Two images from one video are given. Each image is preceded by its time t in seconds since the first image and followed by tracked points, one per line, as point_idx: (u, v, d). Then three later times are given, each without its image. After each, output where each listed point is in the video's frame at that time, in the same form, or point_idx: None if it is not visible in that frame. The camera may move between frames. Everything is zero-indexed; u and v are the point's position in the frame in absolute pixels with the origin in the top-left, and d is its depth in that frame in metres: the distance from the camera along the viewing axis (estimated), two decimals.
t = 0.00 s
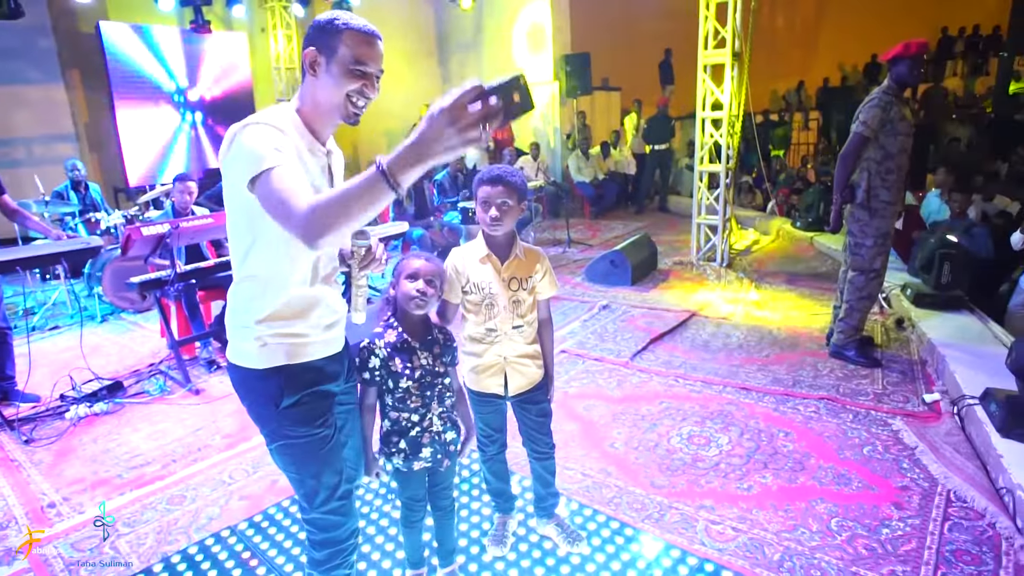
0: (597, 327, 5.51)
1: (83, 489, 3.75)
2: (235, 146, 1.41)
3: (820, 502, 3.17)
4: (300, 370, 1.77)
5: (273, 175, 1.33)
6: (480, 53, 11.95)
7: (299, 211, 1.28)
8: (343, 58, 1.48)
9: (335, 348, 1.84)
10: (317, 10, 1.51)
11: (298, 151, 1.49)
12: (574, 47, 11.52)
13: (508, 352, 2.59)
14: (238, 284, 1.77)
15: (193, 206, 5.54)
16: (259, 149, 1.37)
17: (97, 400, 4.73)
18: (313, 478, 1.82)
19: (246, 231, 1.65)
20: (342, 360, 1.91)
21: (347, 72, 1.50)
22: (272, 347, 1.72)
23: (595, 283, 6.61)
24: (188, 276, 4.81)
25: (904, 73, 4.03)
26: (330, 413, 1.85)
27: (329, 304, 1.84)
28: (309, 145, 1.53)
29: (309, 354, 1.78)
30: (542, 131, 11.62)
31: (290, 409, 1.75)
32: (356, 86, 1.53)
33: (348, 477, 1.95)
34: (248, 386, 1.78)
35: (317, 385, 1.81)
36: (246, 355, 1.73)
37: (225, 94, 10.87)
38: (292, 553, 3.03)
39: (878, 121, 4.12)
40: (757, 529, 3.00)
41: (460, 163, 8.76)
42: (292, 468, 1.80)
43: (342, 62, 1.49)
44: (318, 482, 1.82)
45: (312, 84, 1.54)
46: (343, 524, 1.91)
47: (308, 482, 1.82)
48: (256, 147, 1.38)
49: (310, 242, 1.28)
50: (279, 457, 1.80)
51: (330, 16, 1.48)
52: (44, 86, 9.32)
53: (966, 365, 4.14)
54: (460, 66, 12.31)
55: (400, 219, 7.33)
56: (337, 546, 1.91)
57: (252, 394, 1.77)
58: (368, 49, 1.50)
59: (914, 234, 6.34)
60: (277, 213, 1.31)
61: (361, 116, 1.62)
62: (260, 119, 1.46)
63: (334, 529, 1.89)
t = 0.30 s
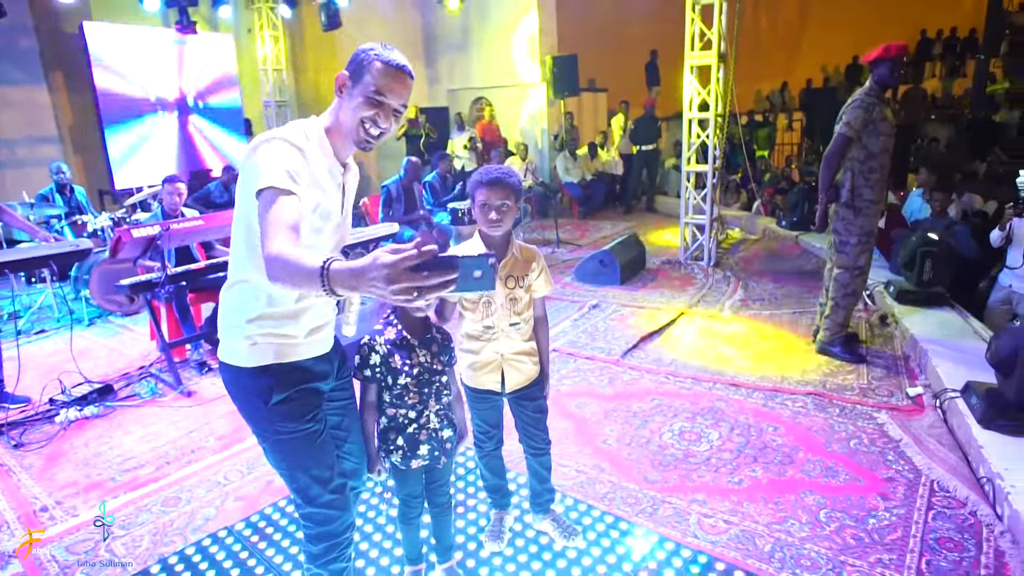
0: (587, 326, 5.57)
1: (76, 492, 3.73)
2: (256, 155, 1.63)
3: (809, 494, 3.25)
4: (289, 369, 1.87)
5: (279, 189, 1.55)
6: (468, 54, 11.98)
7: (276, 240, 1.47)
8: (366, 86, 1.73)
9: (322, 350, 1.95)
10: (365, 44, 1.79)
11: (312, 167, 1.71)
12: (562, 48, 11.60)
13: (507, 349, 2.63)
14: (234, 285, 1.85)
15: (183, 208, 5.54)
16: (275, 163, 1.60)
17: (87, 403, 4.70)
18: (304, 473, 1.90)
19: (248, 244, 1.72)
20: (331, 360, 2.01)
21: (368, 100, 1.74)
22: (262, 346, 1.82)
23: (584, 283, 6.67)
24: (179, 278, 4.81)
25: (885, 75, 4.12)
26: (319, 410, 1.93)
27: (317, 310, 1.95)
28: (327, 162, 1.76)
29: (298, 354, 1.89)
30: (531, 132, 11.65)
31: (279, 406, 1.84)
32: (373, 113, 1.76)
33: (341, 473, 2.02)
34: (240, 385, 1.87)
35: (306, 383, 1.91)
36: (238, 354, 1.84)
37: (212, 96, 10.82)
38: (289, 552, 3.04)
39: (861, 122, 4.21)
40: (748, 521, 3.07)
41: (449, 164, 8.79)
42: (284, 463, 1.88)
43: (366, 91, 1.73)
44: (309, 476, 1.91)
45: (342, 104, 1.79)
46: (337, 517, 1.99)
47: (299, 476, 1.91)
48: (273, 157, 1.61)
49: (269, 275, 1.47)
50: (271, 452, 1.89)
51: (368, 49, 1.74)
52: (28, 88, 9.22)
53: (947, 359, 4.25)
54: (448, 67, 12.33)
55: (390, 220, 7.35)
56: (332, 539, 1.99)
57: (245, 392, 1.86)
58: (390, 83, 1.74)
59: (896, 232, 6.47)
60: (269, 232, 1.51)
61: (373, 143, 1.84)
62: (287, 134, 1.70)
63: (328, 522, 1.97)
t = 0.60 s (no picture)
0: (578, 325, 5.61)
1: (68, 496, 3.70)
2: (265, 152, 1.70)
3: (799, 488, 3.30)
4: (285, 368, 1.90)
5: (276, 183, 1.60)
6: (457, 54, 11.99)
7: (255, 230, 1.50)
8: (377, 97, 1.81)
9: (318, 350, 1.97)
10: (382, 62, 1.89)
11: (317, 172, 1.76)
12: (550, 49, 11.65)
13: (503, 348, 2.67)
14: (234, 282, 1.87)
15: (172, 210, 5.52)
16: (279, 161, 1.66)
17: (77, 406, 4.67)
18: (297, 471, 1.93)
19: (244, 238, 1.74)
20: (327, 361, 2.04)
21: (377, 111, 1.82)
22: (258, 345, 1.84)
23: (575, 282, 6.71)
24: (170, 280, 4.79)
25: (872, 77, 4.19)
26: (313, 409, 1.96)
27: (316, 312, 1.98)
28: (334, 168, 1.81)
29: (296, 353, 1.91)
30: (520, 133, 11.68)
31: (273, 404, 1.87)
32: (379, 124, 1.83)
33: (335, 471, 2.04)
34: (235, 384, 1.90)
35: (301, 381, 1.93)
36: (233, 351, 1.86)
37: (200, 97, 10.77)
38: (287, 553, 3.05)
39: (847, 124, 4.28)
40: (740, 515, 3.12)
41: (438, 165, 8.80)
42: (278, 460, 1.92)
43: (377, 103, 1.82)
44: (301, 474, 1.94)
45: (352, 114, 1.87)
46: (329, 516, 2.01)
47: (293, 474, 1.93)
48: (278, 155, 1.68)
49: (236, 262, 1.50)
50: (265, 450, 1.92)
51: (385, 65, 1.85)
52: (15, 87, 9.05)
53: (931, 355, 4.33)
54: (436, 68, 12.34)
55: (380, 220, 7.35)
56: (325, 536, 2.02)
57: (240, 390, 1.89)
58: (399, 98, 1.82)
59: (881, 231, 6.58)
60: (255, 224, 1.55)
61: (379, 155, 1.90)
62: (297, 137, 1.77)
63: (320, 520, 2.00)
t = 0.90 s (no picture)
0: (570, 324, 5.65)
1: (59, 498, 3.67)
2: (260, 146, 1.72)
3: (791, 482, 3.35)
4: (285, 365, 1.90)
5: (268, 177, 1.62)
6: (447, 54, 11.99)
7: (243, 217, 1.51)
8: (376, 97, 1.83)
9: (317, 347, 1.98)
10: (383, 64, 1.91)
11: (312, 168, 1.77)
12: (540, 50, 11.69)
13: (499, 345, 2.69)
14: (232, 280, 1.87)
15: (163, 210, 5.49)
16: (273, 155, 1.68)
17: (67, 408, 4.63)
18: (296, 468, 1.94)
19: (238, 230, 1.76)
20: (326, 359, 2.05)
21: (373, 112, 1.83)
22: (256, 342, 1.85)
23: (566, 282, 6.74)
24: (161, 280, 4.76)
25: (860, 78, 4.26)
26: (313, 406, 1.97)
27: (313, 309, 1.98)
28: (329, 166, 1.83)
29: (295, 350, 1.92)
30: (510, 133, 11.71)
31: (272, 402, 1.88)
32: (375, 124, 1.84)
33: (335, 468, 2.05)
34: (234, 382, 1.90)
35: (300, 379, 1.94)
36: (231, 349, 1.86)
37: (188, 97, 10.71)
38: (282, 552, 3.04)
39: (835, 124, 4.34)
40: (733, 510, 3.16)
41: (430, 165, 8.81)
42: (277, 458, 1.93)
43: (374, 104, 1.83)
44: (302, 471, 1.94)
45: (350, 113, 1.89)
46: (329, 513, 2.02)
47: (293, 472, 1.94)
48: (273, 150, 1.70)
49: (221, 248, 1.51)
50: (265, 447, 1.93)
51: (385, 67, 1.87)
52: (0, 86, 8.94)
53: (918, 351, 4.40)
54: (427, 68, 12.33)
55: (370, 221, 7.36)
56: (325, 534, 2.03)
57: (239, 388, 1.89)
58: (397, 99, 1.83)
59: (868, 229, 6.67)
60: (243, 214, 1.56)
61: (375, 154, 1.91)
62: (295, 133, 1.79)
63: (320, 518, 2.01)
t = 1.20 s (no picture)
0: (570, 321, 5.67)
1: (61, 496, 3.66)
2: (261, 139, 1.72)
3: (793, 476, 3.36)
4: (291, 360, 1.90)
5: (268, 170, 1.62)
6: (445, 53, 11.99)
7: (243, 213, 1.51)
8: (378, 92, 1.83)
9: (322, 341, 1.98)
10: (385, 58, 1.91)
11: (313, 162, 1.77)
12: (538, 48, 11.70)
13: (503, 340, 2.69)
14: (236, 275, 1.88)
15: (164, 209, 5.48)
16: (273, 148, 1.68)
17: (68, 407, 4.63)
18: (304, 462, 1.94)
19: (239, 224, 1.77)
20: (331, 353, 2.05)
21: (375, 106, 1.84)
22: (261, 337, 1.85)
23: (566, 279, 6.75)
24: (162, 279, 4.76)
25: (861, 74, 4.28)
26: (319, 399, 1.97)
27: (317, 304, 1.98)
28: (330, 159, 1.83)
29: (301, 344, 1.92)
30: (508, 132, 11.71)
31: (279, 396, 1.88)
32: (377, 118, 1.84)
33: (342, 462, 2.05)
34: (240, 376, 1.90)
35: (305, 372, 1.94)
36: (237, 344, 1.86)
37: (184, 97, 10.70)
38: (285, 548, 3.04)
39: (839, 120, 4.34)
40: (737, 504, 3.17)
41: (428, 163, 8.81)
42: (285, 452, 1.93)
43: (376, 98, 1.83)
44: (309, 465, 1.94)
45: (352, 106, 1.89)
46: (338, 507, 2.02)
47: (300, 466, 1.94)
48: (274, 144, 1.70)
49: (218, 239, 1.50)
50: (272, 442, 1.93)
51: (387, 61, 1.87)
52: None
53: (918, 347, 4.42)
54: (424, 68, 12.32)
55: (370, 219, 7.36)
56: (333, 528, 2.03)
57: (246, 382, 1.89)
58: (398, 94, 1.84)
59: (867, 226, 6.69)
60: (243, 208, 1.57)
61: (377, 149, 1.91)
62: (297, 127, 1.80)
63: (329, 512, 2.01)
